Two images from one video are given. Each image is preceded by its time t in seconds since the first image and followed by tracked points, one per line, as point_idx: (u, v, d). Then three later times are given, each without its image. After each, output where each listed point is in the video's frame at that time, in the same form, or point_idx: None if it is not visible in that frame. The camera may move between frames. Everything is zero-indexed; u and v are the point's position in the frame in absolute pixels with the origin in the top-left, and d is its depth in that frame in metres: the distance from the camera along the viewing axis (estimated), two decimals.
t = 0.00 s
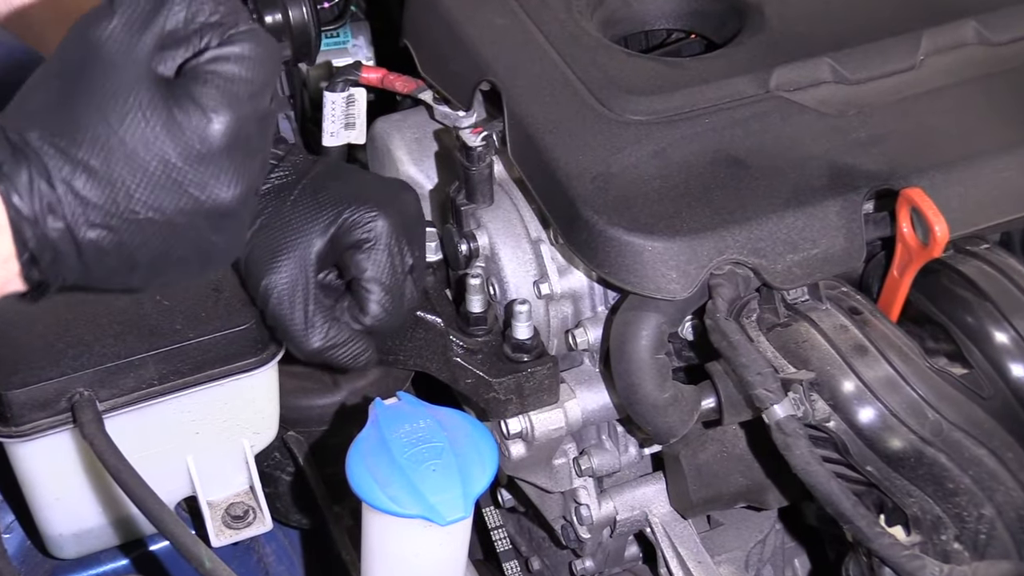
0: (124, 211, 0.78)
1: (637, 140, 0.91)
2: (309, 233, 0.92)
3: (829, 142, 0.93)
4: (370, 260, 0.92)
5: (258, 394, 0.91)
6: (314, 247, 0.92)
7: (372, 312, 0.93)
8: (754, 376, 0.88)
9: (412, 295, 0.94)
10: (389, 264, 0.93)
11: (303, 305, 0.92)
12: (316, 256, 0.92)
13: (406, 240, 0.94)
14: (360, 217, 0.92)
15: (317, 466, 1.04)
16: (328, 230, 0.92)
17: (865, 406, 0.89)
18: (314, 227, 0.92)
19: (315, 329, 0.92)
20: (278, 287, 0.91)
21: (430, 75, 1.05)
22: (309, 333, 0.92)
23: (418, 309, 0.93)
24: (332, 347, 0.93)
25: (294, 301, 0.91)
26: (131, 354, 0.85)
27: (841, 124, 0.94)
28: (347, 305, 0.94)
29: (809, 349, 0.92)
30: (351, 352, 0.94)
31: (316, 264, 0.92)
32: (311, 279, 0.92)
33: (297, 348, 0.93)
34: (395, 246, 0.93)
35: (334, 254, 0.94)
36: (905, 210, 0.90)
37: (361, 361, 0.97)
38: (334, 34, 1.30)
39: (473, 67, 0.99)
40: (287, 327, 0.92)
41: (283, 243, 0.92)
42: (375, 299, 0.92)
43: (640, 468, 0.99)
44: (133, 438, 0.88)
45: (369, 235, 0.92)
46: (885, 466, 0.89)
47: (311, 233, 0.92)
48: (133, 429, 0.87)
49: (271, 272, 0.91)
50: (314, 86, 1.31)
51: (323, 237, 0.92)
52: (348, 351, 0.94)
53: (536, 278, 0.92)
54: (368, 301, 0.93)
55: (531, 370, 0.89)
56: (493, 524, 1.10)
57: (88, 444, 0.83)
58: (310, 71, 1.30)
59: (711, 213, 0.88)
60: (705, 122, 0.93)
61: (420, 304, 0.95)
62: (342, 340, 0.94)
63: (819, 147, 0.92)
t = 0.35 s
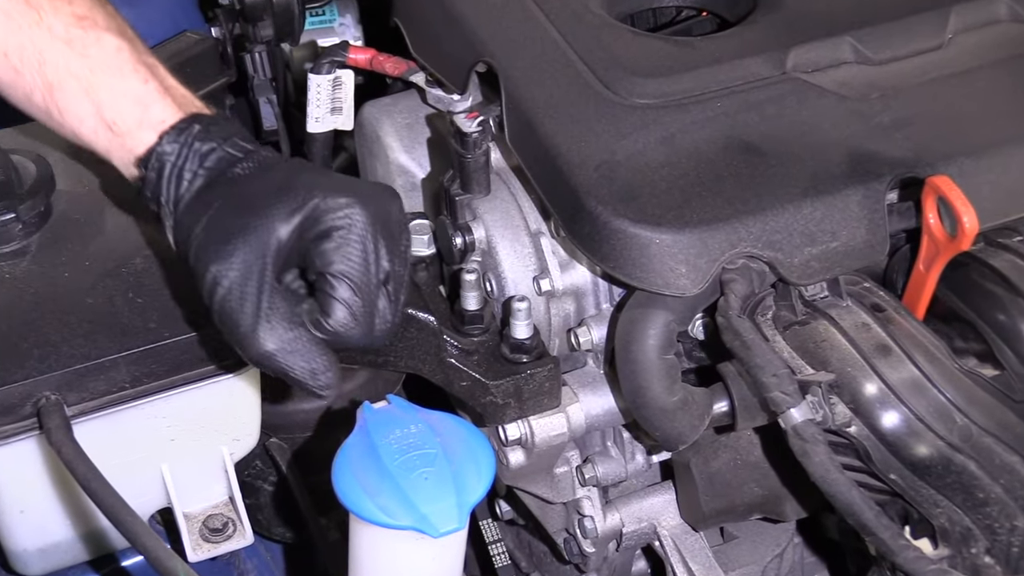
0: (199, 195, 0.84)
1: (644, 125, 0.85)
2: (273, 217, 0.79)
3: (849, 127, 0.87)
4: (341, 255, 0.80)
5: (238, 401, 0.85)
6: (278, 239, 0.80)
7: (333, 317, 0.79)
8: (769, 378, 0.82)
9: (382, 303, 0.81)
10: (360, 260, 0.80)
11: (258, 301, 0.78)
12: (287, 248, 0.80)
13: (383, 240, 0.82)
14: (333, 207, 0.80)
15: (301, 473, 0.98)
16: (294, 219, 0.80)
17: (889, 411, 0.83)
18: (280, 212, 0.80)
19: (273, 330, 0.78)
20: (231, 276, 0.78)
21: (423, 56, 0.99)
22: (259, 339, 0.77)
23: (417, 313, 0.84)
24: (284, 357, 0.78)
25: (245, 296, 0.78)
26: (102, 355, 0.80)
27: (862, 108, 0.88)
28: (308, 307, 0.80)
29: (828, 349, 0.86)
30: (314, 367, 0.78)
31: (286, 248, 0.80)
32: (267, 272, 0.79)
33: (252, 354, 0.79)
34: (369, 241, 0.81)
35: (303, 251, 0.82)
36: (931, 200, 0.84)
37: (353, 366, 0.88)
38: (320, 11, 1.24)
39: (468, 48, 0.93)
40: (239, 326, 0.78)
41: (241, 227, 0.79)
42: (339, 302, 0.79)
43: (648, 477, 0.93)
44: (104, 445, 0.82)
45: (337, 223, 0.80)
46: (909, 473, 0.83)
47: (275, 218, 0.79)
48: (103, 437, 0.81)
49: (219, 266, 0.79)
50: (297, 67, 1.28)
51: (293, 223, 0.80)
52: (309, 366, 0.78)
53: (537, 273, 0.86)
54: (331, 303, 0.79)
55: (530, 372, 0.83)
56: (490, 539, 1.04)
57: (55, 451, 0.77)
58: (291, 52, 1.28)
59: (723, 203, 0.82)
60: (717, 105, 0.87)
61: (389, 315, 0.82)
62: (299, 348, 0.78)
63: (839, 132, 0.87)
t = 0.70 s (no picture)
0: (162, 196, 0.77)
1: (652, 108, 0.80)
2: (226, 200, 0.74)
3: (873, 108, 0.81)
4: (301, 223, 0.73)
5: (218, 403, 0.79)
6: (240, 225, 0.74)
7: (302, 284, 0.72)
8: (789, 379, 0.76)
9: (353, 278, 0.74)
10: (324, 226, 0.73)
11: (221, 285, 0.72)
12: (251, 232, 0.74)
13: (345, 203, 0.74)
14: (289, 176, 0.74)
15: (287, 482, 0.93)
16: (250, 195, 0.74)
17: (918, 414, 0.78)
18: (236, 193, 0.74)
19: (238, 309, 0.72)
20: (195, 265, 0.73)
21: (414, 35, 0.93)
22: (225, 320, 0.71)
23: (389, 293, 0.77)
24: (256, 334, 0.72)
25: (208, 279, 0.72)
26: (72, 356, 0.75)
27: (886, 88, 0.82)
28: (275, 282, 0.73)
29: (851, 347, 0.80)
30: (288, 337, 0.72)
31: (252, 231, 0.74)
32: (229, 254, 0.73)
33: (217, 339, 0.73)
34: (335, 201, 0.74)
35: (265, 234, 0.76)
36: (961, 187, 0.78)
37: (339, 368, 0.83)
38: None
39: (464, 26, 0.87)
40: (205, 310, 0.72)
41: (200, 212, 0.74)
42: (308, 268, 0.72)
43: (658, 486, 0.88)
44: (75, 453, 0.76)
45: (296, 192, 0.74)
46: (938, 481, 0.78)
47: (231, 199, 0.74)
48: (74, 442, 0.75)
49: (185, 253, 0.74)
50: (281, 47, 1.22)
51: (249, 205, 0.74)
52: (282, 337, 0.72)
53: (538, 267, 0.81)
54: (299, 269, 0.73)
55: (531, 373, 0.77)
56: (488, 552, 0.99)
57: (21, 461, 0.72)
58: (275, 31, 1.23)
59: (738, 190, 0.76)
60: (732, 86, 0.81)
61: (360, 284, 0.74)
62: (269, 321, 0.72)
63: (862, 115, 0.81)
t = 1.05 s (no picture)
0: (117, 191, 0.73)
1: (665, 92, 0.74)
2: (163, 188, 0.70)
3: (902, 92, 0.76)
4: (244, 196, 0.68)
5: (198, 407, 0.74)
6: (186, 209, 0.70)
7: (249, 264, 0.66)
8: (810, 382, 0.71)
9: (306, 253, 0.68)
10: (265, 197, 0.68)
11: (163, 276, 0.68)
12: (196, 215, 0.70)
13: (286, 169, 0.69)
14: (224, 149, 0.70)
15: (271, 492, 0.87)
16: (189, 176, 0.70)
17: (949, 421, 0.72)
18: (174, 177, 0.71)
19: (185, 299, 0.68)
20: (137, 255, 0.69)
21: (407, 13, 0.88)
22: (171, 310, 0.67)
23: (353, 266, 0.71)
24: (208, 322, 0.68)
25: (151, 269, 0.69)
26: (45, 355, 0.71)
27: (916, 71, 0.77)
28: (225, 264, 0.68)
29: (878, 349, 0.75)
30: (241, 322, 0.68)
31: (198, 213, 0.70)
32: (172, 242, 0.69)
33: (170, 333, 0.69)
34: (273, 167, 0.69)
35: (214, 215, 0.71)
36: (995, 176, 0.72)
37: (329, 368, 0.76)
38: None
39: (462, 4, 0.81)
40: (152, 302, 0.68)
41: (139, 203, 0.71)
42: (254, 247, 0.66)
43: (669, 498, 0.83)
44: (44, 461, 0.71)
45: (234, 164, 0.69)
46: (972, 492, 0.72)
47: (170, 183, 0.70)
48: (44, 449, 0.70)
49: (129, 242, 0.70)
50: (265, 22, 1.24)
51: (193, 186, 0.70)
52: (234, 324, 0.68)
53: (542, 263, 0.75)
54: (243, 249, 0.67)
55: (535, 376, 0.72)
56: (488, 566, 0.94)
57: None
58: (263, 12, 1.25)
59: (756, 180, 0.71)
60: (750, 68, 0.76)
61: (315, 258, 0.68)
62: (217, 308, 0.68)
63: (889, 98, 0.75)
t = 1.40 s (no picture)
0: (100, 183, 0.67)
1: (677, 79, 0.70)
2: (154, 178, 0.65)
3: (932, 78, 0.71)
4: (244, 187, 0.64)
5: (179, 416, 0.69)
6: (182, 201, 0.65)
7: (251, 258, 0.62)
8: (834, 390, 0.66)
9: (309, 245, 0.65)
10: (267, 187, 0.64)
11: (158, 272, 0.63)
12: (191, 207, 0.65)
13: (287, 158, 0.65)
14: (221, 137, 0.66)
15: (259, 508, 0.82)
16: (183, 164, 0.65)
17: (983, 430, 0.67)
18: (167, 165, 0.66)
19: (183, 298, 0.62)
20: (129, 251, 0.64)
21: None
22: (168, 310, 0.62)
23: (352, 261, 0.67)
24: (208, 323, 0.62)
25: (144, 266, 0.63)
26: (15, 363, 0.66)
27: (947, 56, 0.72)
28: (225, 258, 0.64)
29: (907, 353, 0.69)
30: (246, 319, 0.63)
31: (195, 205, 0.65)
32: (167, 235, 0.64)
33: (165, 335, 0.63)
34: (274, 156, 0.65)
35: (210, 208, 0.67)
36: None
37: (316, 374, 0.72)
38: None
39: None
40: (146, 301, 0.62)
41: (127, 195, 0.65)
42: (256, 240, 0.63)
43: (684, 515, 0.79)
44: (15, 475, 0.66)
45: (233, 153, 0.65)
46: (1008, 506, 0.67)
47: (162, 173, 0.65)
48: (14, 462, 0.66)
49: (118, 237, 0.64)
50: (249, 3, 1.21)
51: (187, 176, 0.65)
52: (239, 322, 0.63)
53: (547, 262, 0.70)
54: (245, 242, 0.63)
55: (539, 383, 0.67)
56: None
57: None
58: None
59: (776, 173, 0.66)
60: (770, 53, 0.71)
61: (318, 250, 0.65)
62: (219, 306, 0.62)
63: (919, 85, 0.70)
